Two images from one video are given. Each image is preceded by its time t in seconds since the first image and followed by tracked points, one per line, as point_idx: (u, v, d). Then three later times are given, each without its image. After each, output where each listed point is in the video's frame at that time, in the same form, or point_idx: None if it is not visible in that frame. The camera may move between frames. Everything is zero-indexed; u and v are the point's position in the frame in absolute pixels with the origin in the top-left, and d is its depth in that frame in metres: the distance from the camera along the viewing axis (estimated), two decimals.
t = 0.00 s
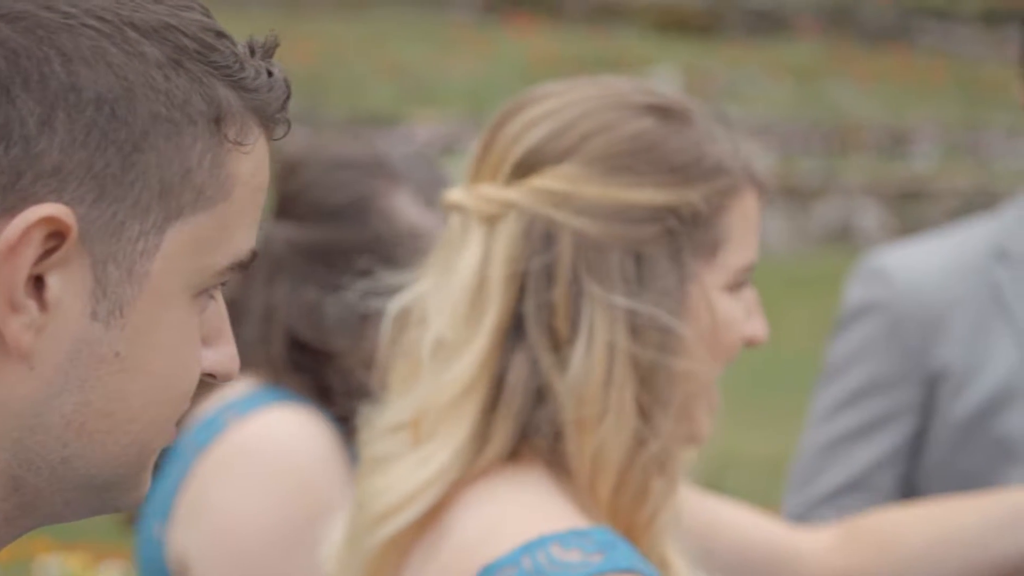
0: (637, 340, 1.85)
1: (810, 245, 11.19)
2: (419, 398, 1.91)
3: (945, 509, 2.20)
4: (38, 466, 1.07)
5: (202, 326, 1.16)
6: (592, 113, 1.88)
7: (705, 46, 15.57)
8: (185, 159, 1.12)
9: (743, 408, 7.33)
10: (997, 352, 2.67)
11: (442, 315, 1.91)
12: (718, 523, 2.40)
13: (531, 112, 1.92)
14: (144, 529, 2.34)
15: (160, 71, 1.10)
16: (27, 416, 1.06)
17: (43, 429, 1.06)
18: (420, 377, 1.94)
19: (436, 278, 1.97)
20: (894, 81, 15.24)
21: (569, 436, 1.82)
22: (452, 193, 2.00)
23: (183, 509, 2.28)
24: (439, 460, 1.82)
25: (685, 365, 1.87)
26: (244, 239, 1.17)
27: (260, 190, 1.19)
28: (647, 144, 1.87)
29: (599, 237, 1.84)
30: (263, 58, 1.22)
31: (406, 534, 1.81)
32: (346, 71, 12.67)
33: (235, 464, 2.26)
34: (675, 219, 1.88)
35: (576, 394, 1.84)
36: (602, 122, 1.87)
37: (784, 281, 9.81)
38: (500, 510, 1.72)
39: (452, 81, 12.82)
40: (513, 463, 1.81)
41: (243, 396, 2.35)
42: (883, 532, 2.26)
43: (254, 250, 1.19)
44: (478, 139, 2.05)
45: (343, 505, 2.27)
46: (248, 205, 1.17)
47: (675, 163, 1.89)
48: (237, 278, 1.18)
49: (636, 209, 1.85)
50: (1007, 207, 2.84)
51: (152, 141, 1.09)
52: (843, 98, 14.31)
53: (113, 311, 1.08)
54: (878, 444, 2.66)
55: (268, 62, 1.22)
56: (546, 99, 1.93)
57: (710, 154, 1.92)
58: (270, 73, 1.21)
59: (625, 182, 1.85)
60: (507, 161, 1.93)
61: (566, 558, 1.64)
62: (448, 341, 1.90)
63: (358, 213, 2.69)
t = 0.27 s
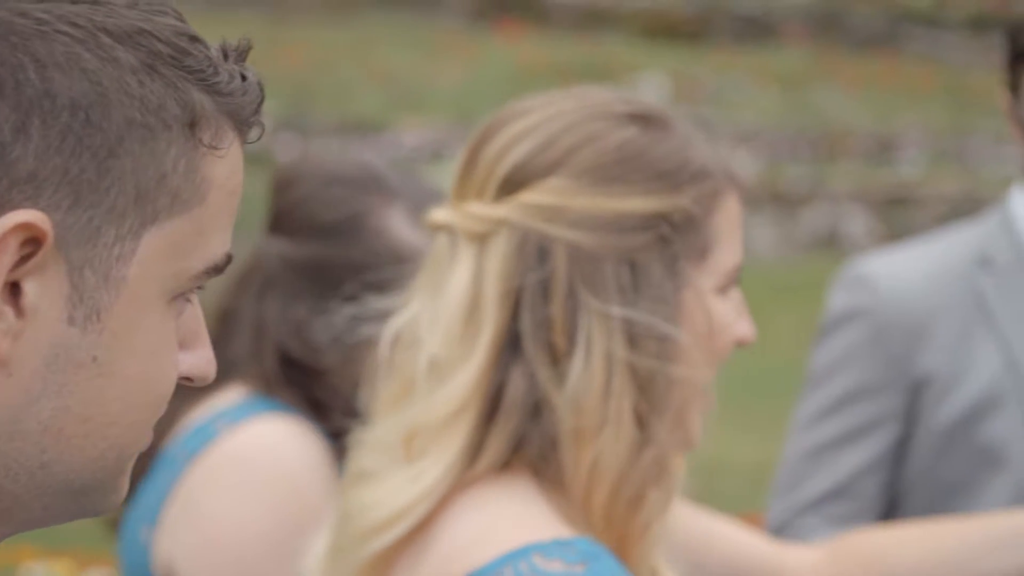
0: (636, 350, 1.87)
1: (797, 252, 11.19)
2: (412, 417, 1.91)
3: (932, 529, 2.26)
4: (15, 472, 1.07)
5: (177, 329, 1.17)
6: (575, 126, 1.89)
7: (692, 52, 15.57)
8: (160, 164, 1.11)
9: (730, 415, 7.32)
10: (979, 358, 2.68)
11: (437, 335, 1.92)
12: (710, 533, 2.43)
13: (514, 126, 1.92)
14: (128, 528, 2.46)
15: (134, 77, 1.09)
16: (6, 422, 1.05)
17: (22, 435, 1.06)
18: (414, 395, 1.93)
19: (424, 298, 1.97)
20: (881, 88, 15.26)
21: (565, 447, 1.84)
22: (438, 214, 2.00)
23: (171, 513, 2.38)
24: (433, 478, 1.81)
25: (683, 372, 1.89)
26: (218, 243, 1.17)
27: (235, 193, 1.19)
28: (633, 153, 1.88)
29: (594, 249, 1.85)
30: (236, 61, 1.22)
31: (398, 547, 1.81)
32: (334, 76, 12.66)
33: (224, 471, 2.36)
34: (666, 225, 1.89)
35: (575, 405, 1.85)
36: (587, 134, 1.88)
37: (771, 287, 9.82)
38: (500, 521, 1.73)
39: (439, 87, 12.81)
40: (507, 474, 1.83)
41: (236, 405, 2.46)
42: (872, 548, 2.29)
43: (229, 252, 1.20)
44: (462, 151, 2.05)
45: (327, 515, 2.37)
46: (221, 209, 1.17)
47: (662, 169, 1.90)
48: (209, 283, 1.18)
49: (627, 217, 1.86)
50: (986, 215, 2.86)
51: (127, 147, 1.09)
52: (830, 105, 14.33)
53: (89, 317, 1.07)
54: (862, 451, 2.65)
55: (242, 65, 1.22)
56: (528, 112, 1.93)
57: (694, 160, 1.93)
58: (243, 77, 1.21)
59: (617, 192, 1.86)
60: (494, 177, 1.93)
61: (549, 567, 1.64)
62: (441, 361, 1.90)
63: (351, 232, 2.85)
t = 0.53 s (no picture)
0: (632, 357, 1.84)
1: (786, 257, 11.16)
2: (402, 434, 1.86)
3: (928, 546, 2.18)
4: None
5: (158, 333, 1.16)
6: (564, 137, 1.87)
7: (683, 59, 15.58)
8: (138, 168, 1.10)
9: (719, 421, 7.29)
10: (966, 366, 2.67)
11: (428, 351, 1.88)
12: (701, 544, 2.42)
13: (499, 141, 1.90)
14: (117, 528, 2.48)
15: (112, 83, 1.08)
16: None
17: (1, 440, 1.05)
18: (405, 412, 1.89)
19: (415, 313, 1.93)
20: (871, 94, 15.27)
21: (562, 455, 1.81)
22: (425, 227, 1.98)
23: (163, 522, 2.40)
24: (425, 493, 1.76)
25: (682, 380, 1.87)
26: (197, 248, 1.17)
27: (211, 199, 1.18)
28: (622, 162, 1.86)
29: (587, 260, 1.83)
30: (213, 66, 1.21)
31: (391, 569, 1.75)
32: (324, 81, 12.64)
33: (219, 481, 2.37)
34: (658, 234, 1.87)
35: (574, 418, 1.82)
36: (575, 145, 1.86)
37: (760, 294, 9.80)
38: (497, 534, 1.69)
39: (429, 92, 12.80)
40: (501, 482, 1.79)
41: (231, 416, 2.46)
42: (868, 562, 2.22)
43: (208, 256, 1.19)
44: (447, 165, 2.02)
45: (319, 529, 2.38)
46: (200, 213, 1.17)
47: (652, 178, 1.88)
48: (189, 288, 1.18)
49: (619, 227, 1.84)
50: (972, 224, 2.86)
51: (105, 152, 1.08)
52: (820, 112, 14.34)
53: (70, 322, 1.07)
54: (848, 457, 2.65)
55: (219, 70, 1.21)
56: (513, 124, 1.91)
57: (681, 168, 1.91)
58: (221, 82, 1.20)
59: (607, 203, 1.84)
60: (483, 192, 1.90)
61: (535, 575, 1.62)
62: (433, 374, 1.87)
63: (351, 253, 2.82)
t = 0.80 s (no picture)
0: (626, 367, 1.83)
1: (776, 264, 11.15)
2: (393, 448, 1.84)
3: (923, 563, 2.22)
4: None
5: (137, 339, 1.16)
6: (556, 146, 1.85)
7: (673, 66, 15.57)
8: (116, 174, 1.10)
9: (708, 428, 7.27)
10: (954, 372, 2.67)
11: (419, 364, 1.86)
12: (692, 555, 2.41)
13: (487, 153, 1.88)
14: (111, 531, 2.55)
15: (90, 89, 1.08)
16: None
17: None
18: (396, 424, 1.87)
19: (405, 325, 1.92)
20: (861, 101, 15.27)
21: (557, 464, 1.81)
22: (413, 240, 1.97)
23: (155, 525, 2.46)
24: (417, 508, 1.74)
25: (677, 390, 1.87)
26: (176, 252, 1.17)
27: (189, 205, 1.18)
28: (611, 173, 1.85)
29: (580, 270, 1.81)
30: (190, 71, 1.22)
31: None
32: (313, 88, 12.61)
33: (211, 485, 2.42)
34: (649, 243, 1.86)
35: (570, 429, 1.82)
36: (566, 155, 1.84)
37: (750, 300, 9.79)
38: (493, 540, 1.68)
39: (418, 99, 12.79)
40: (492, 489, 1.79)
41: (228, 425, 2.54)
42: None
43: (186, 260, 1.19)
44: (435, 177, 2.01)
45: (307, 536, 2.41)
46: (178, 219, 1.16)
47: (643, 187, 1.86)
48: (167, 295, 1.18)
49: (610, 237, 1.83)
50: (958, 233, 2.87)
51: (83, 158, 1.08)
52: (810, 118, 14.34)
53: (49, 328, 1.06)
54: (835, 464, 2.64)
55: (196, 75, 1.21)
56: (502, 135, 1.89)
57: (669, 178, 1.89)
58: (198, 87, 1.20)
59: (598, 213, 1.82)
60: (473, 205, 1.89)
61: None
62: (424, 388, 1.85)
63: (356, 276, 2.83)
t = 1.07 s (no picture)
0: (617, 377, 1.81)
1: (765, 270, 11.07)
2: (383, 460, 1.81)
3: None
4: None
5: (113, 341, 1.15)
6: (543, 157, 1.84)
7: (662, 71, 15.61)
8: (92, 179, 1.07)
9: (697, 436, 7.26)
10: (938, 379, 2.68)
11: (407, 373, 1.83)
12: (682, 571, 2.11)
13: (478, 162, 1.87)
14: (102, 535, 2.46)
15: (64, 94, 1.05)
16: None
17: None
18: (385, 433, 1.85)
19: (393, 337, 1.90)
20: (851, 108, 15.30)
21: (546, 476, 1.78)
22: (400, 251, 1.95)
23: (149, 535, 2.37)
24: (407, 518, 1.71)
25: (667, 400, 1.85)
26: (151, 257, 1.15)
27: (165, 210, 1.16)
28: (601, 183, 1.83)
29: (571, 280, 1.79)
30: (164, 77, 1.20)
31: None
32: (302, 93, 12.61)
33: (205, 498, 2.34)
34: (641, 252, 1.85)
35: (561, 439, 1.79)
36: (554, 166, 1.83)
37: (739, 307, 9.78)
38: (482, 548, 1.65)
39: (408, 104, 12.80)
40: (480, 497, 1.76)
41: (230, 435, 2.45)
42: None
43: (161, 264, 1.18)
44: (422, 190, 2.00)
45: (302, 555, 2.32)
46: (156, 223, 1.15)
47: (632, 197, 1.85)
48: (144, 299, 1.17)
49: (601, 247, 1.81)
50: (943, 240, 2.87)
51: (59, 163, 1.05)
52: (799, 124, 14.36)
53: (26, 333, 1.04)
54: (820, 471, 2.65)
55: (170, 80, 1.20)
56: (491, 146, 1.89)
57: (658, 186, 1.88)
58: (171, 92, 1.18)
59: (588, 223, 1.81)
60: (463, 216, 1.87)
61: None
62: (413, 398, 1.82)
63: (362, 299, 2.72)
